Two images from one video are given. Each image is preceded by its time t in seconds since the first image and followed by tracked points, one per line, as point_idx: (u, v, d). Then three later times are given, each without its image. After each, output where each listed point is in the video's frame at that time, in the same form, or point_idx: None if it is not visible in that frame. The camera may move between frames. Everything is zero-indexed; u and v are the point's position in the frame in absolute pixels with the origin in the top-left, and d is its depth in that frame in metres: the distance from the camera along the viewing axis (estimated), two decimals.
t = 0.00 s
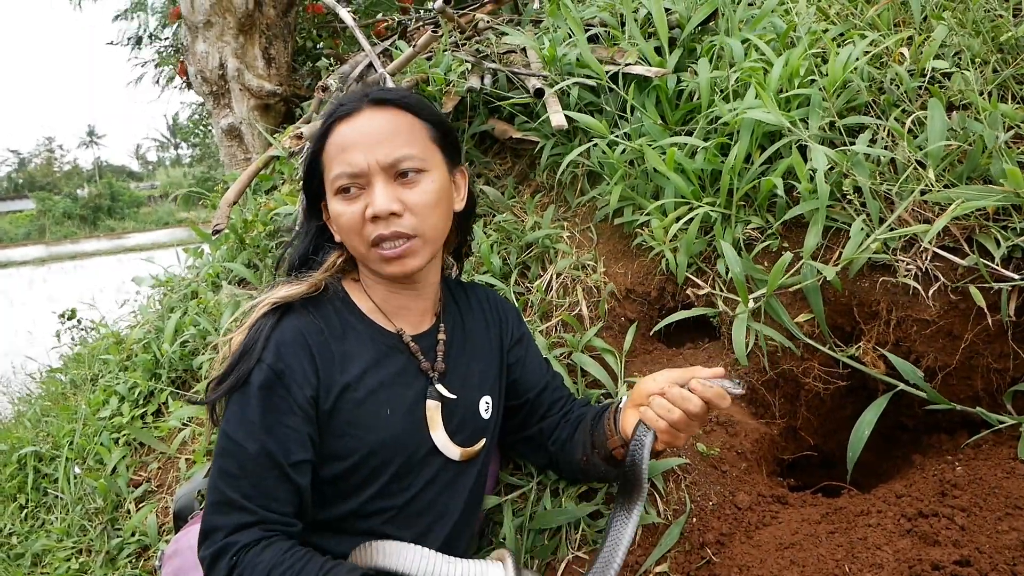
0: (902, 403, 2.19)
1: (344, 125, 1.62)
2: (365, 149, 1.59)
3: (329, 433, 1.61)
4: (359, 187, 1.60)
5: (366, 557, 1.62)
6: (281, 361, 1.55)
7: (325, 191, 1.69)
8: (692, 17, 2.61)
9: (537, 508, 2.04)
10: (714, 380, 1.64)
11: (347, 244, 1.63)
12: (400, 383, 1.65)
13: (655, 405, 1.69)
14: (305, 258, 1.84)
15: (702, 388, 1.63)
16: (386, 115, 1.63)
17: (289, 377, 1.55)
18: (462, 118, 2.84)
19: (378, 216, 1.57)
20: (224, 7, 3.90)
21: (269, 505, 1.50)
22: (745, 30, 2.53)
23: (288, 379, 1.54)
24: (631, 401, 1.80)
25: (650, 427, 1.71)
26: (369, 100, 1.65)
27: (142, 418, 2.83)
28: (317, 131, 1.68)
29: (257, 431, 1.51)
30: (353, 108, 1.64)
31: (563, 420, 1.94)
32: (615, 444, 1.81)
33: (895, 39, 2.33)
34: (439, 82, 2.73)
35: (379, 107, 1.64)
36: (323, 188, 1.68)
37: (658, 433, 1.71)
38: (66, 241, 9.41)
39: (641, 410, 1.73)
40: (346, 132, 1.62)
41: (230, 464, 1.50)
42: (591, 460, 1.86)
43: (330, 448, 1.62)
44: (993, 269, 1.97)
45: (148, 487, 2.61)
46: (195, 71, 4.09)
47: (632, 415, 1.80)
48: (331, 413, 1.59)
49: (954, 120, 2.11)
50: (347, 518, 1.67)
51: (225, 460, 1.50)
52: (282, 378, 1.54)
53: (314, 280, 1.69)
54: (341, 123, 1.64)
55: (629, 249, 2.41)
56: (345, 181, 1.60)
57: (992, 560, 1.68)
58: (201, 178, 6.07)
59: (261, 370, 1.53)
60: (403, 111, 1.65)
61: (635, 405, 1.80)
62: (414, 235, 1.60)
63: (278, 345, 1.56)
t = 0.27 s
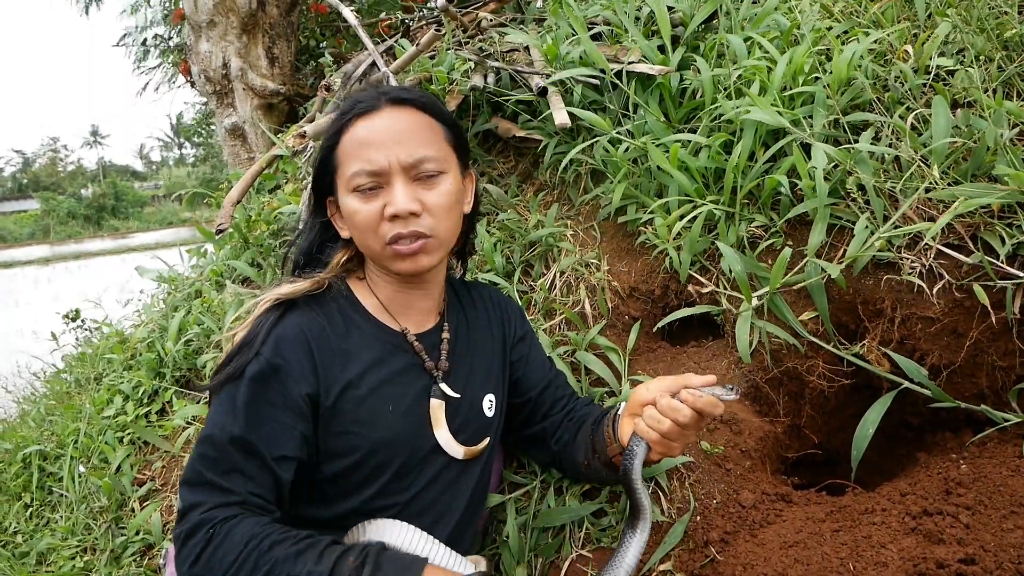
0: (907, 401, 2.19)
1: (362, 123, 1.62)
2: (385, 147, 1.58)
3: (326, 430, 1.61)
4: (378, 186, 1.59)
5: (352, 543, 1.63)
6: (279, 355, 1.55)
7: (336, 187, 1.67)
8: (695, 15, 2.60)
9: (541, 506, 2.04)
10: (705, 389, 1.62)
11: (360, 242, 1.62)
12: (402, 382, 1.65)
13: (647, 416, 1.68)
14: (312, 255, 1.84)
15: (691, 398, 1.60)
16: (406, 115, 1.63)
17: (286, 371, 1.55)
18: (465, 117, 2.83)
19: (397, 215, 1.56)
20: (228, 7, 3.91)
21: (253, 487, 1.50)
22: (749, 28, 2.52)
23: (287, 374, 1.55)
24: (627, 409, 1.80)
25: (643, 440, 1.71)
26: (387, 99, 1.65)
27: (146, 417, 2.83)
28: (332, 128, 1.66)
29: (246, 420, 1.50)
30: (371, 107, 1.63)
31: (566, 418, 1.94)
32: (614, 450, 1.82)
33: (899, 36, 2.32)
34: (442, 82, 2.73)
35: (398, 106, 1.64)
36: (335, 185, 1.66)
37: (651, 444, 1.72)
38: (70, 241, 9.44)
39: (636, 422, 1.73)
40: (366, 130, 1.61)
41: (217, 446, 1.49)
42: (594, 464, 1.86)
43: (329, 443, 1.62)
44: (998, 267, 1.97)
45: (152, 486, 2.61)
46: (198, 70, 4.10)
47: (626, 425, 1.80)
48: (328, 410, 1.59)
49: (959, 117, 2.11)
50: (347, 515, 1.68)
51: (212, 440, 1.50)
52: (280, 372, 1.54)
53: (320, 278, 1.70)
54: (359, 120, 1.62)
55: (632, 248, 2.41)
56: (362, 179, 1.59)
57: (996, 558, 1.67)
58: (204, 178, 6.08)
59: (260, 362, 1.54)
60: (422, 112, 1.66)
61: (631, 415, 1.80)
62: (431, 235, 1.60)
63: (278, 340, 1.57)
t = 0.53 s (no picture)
0: (904, 396, 2.19)
1: (375, 122, 1.59)
2: (404, 147, 1.57)
3: (316, 427, 1.61)
4: (396, 188, 1.57)
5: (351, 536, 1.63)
6: (267, 351, 1.56)
7: (341, 186, 1.63)
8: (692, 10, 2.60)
9: (538, 503, 2.04)
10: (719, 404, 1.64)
11: (375, 243, 1.60)
12: (395, 380, 1.65)
13: (657, 425, 1.69)
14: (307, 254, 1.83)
15: (705, 411, 1.61)
16: (417, 115, 1.63)
17: (273, 365, 1.55)
18: (462, 114, 2.83)
19: (421, 217, 1.56)
20: (224, 5, 3.92)
21: (234, 472, 1.50)
22: (745, 24, 2.52)
23: (276, 369, 1.55)
24: (636, 414, 1.81)
25: (653, 448, 1.72)
26: (395, 98, 1.64)
27: (144, 417, 2.83)
28: (337, 125, 1.62)
29: (227, 411, 1.51)
30: (380, 105, 1.62)
31: (564, 414, 1.94)
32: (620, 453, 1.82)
33: (895, 31, 2.32)
34: (439, 78, 2.73)
35: (408, 106, 1.64)
36: (342, 185, 1.62)
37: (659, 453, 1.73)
38: (68, 240, 9.44)
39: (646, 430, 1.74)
40: (380, 129, 1.59)
41: (201, 433, 1.50)
42: (596, 465, 1.86)
43: (320, 438, 1.62)
44: (994, 261, 1.97)
45: (150, 485, 2.61)
46: (195, 69, 4.10)
47: (634, 429, 1.80)
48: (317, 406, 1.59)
49: (955, 112, 2.11)
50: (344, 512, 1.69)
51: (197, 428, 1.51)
52: (268, 368, 1.54)
53: (309, 280, 1.71)
54: (370, 119, 1.60)
55: (629, 244, 2.41)
56: (381, 180, 1.57)
57: (993, 552, 1.67)
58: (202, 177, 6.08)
59: (248, 357, 1.54)
60: (430, 113, 1.67)
61: (639, 421, 1.80)
62: (449, 235, 1.62)
63: (268, 336, 1.58)
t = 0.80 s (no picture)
0: (898, 393, 2.19)
1: (377, 123, 1.57)
2: (408, 150, 1.56)
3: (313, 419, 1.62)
4: (399, 190, 1.56)
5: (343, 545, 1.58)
6: (266, 337, 1.56)
7: (340, 186, 1.61)
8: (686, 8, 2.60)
9: (533, 502, 2.04)
10: (708, 410, 1.66)
11: (375, 245, 1.58)
12: (392, 379, 1.65)
13: (646, 432, 1.70)
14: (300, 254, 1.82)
15: (692, 418, 1.63)
16: (420, 117, 1.62)
17: (271, 349, 1.55)
18: (457, 113, 2.83)
19: (425, 220, 1.56)
20: (219, 3, 3.91)
21: (228, 442, 1.46)
22: (739, 22, 2.52)
23: (278, 356, 1.55)
24: (627, 421, 1.82)
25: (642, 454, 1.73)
26: (397, 99, 1.62)
27: (138, 417, 2.82)
28: (337, 124, 1.59)
29: (224, 383, 1.49)
30: (383, 106, 1.60)
31: (555, 414, 1.94)
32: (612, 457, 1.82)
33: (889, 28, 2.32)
34: (434, 78, 2.73)
35: (409, 107, 1.63)
36: (342, 185, 1.60)
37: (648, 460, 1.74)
38: (64, 240, 9.42)
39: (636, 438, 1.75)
40: (384, 131, 1.57)
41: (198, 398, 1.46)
42: (590, 467, 1.86)
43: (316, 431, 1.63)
44: (987, 259, 1.97)
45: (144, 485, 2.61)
46: (190, 68, 4.09)
47: (624, 435, 1.82)
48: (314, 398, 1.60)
49: (948, 109, 2.11)
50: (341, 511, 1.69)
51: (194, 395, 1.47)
52: (269, 353, 1.54)
53: (303, 278, 1.70)
54: (372, 120, 1.58)
55: (624, 243, 2.41)
56: (384, 182, 1.55)
57: (986, 549, 1.67)
58: (198, 176, 6.07)
59: (250, 341, 1.54)
60: (431, 114, 1.66)
61: (630, 428, 1.82)
62: (449, 238, 1.62)
63: (269, 324, 1.58)
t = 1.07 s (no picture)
0: (895, 400, 2.19)
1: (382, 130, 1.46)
2: (415, 161, 1.45)
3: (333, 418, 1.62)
4: (405, 202, 1.46)
5: None
6: (293, 324, 1.55)
7: (341, 194, 1.50)
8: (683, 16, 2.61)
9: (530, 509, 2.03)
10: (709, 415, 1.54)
11: (378, 256, 1.49)
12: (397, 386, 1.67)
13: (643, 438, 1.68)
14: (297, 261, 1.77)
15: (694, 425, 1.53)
16: (428, 125, 1.51)
17: (300, 335, 1.54)
18: (454, 119, 2.83)
19: (431, 233, 1.46)
20: (218, 9, 3.93)
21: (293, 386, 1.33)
22: (736, 29, 2.53)
23: (310, 338, 1.56)
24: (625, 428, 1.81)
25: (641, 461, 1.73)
26: (404, 104, 1.51)
27: (135, 422, 2.82)
28: (340, 130, 1.48)
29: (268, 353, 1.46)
30: (389, 111, 1.49)
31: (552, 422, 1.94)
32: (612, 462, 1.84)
33: (885, 36, 2.33)
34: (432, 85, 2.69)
35: (416, 113, 1.52)
36: (343, 193, 1.50)
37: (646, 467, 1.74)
38: (62, 245, 9.42)
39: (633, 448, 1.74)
40: (390, 138, 1.46)
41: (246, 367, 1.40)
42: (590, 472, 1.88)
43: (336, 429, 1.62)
44: (984, 266, 1.97)
45: (140, 491, 2.60)
46: (188, 74, 4.10)
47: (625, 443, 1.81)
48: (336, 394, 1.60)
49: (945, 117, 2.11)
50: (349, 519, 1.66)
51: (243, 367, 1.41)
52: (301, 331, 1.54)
53: (307, 279, 1.66)
54: (377, 127, 1.46)
55: (622, 249, 2.41)
56: (390, 194, 1.45)
57: (985, 557, 1.67)
58: (196, 181, 6.08)
59: (281, 322, 1.54)
60: (438, 120, 1.55)
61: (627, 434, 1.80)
62: (453, 250, 1.53)
63: (291, 317, 1.57)
